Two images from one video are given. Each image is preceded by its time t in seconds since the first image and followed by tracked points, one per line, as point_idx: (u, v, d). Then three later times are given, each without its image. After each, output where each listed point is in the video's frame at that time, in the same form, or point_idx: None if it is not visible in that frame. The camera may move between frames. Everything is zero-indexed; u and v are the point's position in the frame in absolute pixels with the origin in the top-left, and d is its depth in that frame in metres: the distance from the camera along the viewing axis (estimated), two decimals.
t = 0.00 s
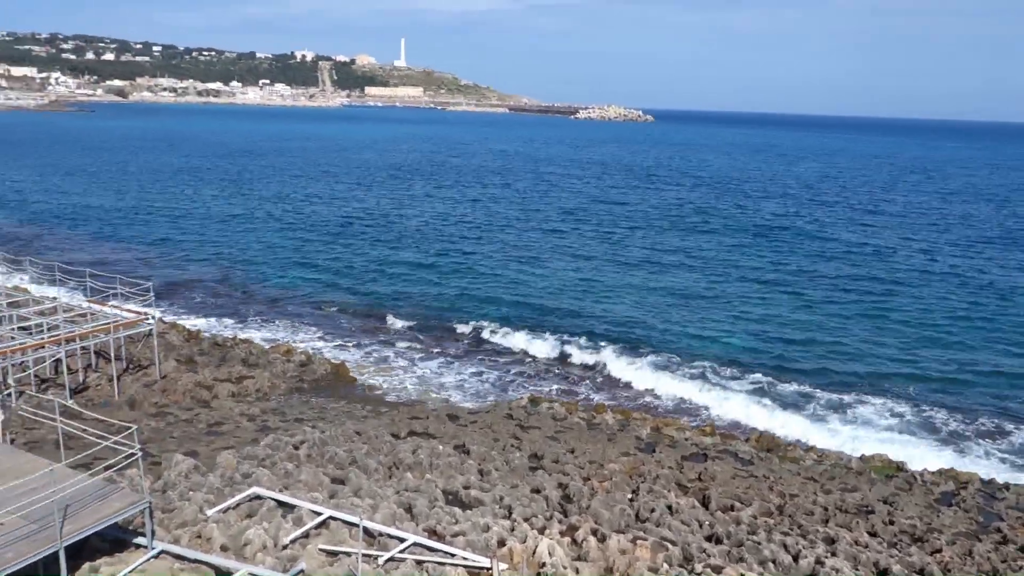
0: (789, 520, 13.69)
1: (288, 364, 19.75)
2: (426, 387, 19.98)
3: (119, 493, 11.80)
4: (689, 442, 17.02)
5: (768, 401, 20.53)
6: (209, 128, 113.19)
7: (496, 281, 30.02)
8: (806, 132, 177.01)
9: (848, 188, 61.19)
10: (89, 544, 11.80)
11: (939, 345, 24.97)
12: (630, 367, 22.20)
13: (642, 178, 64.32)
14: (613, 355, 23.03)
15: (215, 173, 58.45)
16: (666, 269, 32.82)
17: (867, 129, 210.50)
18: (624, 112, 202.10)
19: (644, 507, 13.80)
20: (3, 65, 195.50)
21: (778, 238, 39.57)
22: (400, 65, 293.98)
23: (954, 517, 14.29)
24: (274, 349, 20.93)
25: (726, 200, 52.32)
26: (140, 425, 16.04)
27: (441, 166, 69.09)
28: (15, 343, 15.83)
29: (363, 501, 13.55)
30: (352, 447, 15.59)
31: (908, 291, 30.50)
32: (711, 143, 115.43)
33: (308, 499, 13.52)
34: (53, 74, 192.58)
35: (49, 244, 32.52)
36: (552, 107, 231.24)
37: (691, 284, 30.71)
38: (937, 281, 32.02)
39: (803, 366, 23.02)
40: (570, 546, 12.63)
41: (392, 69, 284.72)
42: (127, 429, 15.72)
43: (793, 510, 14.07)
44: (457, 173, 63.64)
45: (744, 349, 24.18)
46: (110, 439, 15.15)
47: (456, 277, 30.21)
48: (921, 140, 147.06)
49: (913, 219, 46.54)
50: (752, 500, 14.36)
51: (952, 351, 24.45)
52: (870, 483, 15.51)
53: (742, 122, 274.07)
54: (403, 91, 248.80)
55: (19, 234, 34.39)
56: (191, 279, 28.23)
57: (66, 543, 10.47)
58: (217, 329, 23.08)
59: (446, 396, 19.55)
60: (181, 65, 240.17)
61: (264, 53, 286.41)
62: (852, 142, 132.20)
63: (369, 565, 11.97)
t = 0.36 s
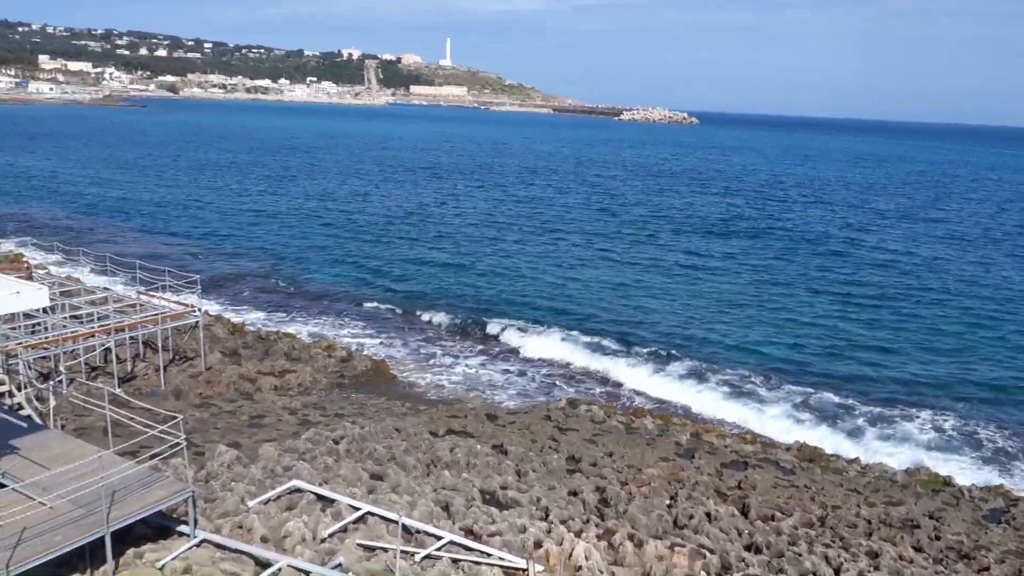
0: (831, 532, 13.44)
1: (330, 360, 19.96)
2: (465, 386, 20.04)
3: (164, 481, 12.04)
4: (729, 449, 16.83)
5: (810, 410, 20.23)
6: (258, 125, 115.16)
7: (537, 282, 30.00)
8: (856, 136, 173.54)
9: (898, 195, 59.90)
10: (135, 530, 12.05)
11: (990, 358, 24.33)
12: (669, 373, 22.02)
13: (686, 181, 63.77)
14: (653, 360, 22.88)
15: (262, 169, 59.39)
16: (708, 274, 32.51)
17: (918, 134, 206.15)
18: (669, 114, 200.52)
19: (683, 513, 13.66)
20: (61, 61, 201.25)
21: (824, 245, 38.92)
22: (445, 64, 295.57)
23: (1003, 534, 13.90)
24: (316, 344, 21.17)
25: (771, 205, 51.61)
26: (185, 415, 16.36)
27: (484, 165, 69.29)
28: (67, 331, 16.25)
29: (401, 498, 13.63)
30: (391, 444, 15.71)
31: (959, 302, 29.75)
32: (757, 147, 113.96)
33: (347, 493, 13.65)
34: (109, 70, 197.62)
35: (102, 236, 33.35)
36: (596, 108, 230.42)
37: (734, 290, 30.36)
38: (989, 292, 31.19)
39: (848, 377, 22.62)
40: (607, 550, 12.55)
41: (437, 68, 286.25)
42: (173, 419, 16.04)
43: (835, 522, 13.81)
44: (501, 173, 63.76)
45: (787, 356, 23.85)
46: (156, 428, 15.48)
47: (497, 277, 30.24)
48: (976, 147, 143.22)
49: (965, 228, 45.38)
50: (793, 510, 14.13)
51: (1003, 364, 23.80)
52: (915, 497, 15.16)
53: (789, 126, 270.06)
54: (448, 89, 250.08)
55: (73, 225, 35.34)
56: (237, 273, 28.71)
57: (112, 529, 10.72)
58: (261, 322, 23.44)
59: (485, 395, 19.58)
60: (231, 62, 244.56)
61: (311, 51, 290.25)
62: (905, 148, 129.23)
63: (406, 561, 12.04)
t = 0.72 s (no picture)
0: (890, 546, 13.09)
1: (381, 359, 20.18)
2: (515, 388, 20.08)
3: (221, 475, 12.29)
4: (783, 458, 16.57)
5: (866, 421, 19.79)
6: (314, 126, 117.34)
7: (587, 285, 29.93)
8: (915, 140, 169.06)
9: (961, 201, 58.19)
10: (192, 521, 12.30)
11: None
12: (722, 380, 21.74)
13: (739, 185, 62.96)
14: (703, 367, 22.64)
15: (318, 170, 60.43)
16: (762, 279, 32.02)
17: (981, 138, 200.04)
18: (722, 117, 198.16)
19: (735, 522, 13.45)
20: (127, 64, 207.85)
21: (882, 251, 38.02)
22: (497, 66, 296.95)
23: None
24: (369, 344, 21.42)
25: (827, 210, 50.64)
26: (241, 411, 16.72)
27: (535, 167, 69.40)
28: (130, 326, 16.74)
29: (451, 498, 13.69)
30: (442, 444, 15.81)
31: None
32: (814, 151, 111.93)
33: (398, 492, 13.76)
34: (171, 72, 203.33)
35: (164, 233, 34.34)
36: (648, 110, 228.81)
37: (788, 296, 29.86)
38: None
39: (906, 387, 22.05)
40: (657, 557, 12.41)
41: (488, 70, 287.68)
42: (229, 413, 16.39)
43: (893, 536, 13.45)
44: (552, 176, 63.77)
45: (842, 365, 23.37)
46: (213, 422, 15.83)
47: (547, 279, 30.25)
48: None
49: None
50: (849, 522, 13.80)
51: None
52: (978, 512, 14.68)
53: (846, 129, 264.40)
54: (499, 91, 250.97)
55: (137, 223, 36.44)
56: (292, 271, 29.24)
57: (172, 519, 10.99)
58: (315, 320, 23.84)
59: (534, 397, 19.60)
60: (288, 65, 249.45)
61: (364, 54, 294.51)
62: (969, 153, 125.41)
63: (455, 560, 12.07)
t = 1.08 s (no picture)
0: (946, 567, 12.68)
1: (428, 361, 20.29)
2: (560, 393, 20.05)
3: (270, 472, 12.48)
4: (835, 472, 16.23)
5: (921, 438, 19.27)
6: (365, 129, 119.06)
7: (634, 291, 29.76)
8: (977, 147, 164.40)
9: None
10: (242, 517, 12.51)
11: None
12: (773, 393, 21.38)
13: (791, 192, 62.00)
14: (751, 377, 22.31)
15: (367, 172, 61.21)
16: (813, 289, 31.47)
17: None
18: (775, 122, 195.24)
19: (784, 536, 13.17)
20: (186, 66, 213.42)
21: (940, 262, 37.03)
22: (547, 70, 297.21)
23: None
24: (415, 345, 21.58)
25: (882, 219, 49.54)
26: (290, 409, 16.99)
27: (583, 172, 69.29)
28: (185, 324, 17.14)
29: (496, 502, 13.68)
30: (488, 447, 15.84)
31: None
32: (870, 158, 109.66)
33: (443, 494, 13.80)
34: (227, 75, 208.15)
35: (218, 233, 35.17)
36: (699, 115, 226.65)
37: (839, 307, 29.29)
38: None
39: (964, 403, 21.41)
40: (703, 570, 12.23)
41: (538, 74, 288.32)
42: (279, 411, 16.66)
43: (950, 557, 13.04)
44: (600, 181, 63.55)
45: (896, 379, 22.81)
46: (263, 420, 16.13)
47: (594, 285, 30.17)
48: None
49: None
50: (904, 540, 13.42)
51: None
52: None
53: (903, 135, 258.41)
54: (548, 95, 251.07)
55: (193, 222, 37.37)
56: (341, 272, 29.65)
57: (222, 514, 11.18)
58: (363, 321, 24.12)
59: (579, 404, 19.53)
60: (342, 68, 253.37)
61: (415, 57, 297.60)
62: None
63: (499, 565, 12.04)
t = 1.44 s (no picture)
0: None
1: (464, 357, 20.37)
2: (596, 392, 20.00)
3: (309, 464, 12.60)
4: (876, 480, 15.97)
5: (966, 447, 18.86)
6: (404, 125, 119.79)
7: (671, 292, 29.54)
8: None
9: None
10: (281, 508, 12.66)
11: None
12: (812, 398, 21.12)
13: (833, 194, 61.03)
14: (790, 381, 22.04)
15: (406, 168, 61.54)
16: (855, 293, 30.97)
17: None
18: (817, 122, 192.31)
19: (824, 543, 12.98)
20: (229, 62, 216.79)
21: (988, 267, 36.17)
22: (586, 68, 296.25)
23: None
24: (452, 341, 21.64)
25: (928, 222, 48.54)
26: (328, 402, 17.19)
27: (622, 170, 69.00)
28: (227, 316, 17.41)
29: (531, 500, 13.66)
30: (524, 445, 15.85)
31: None
32: (916, 160, 107.43)
33: (479, 491, 13.81)
34: (270, 71, 210.91)
35: (260, 226, 35.73)
36: (739, 114, 224.11)
37: (882, 311, 28.79)
38: None
39: (1011, 413, 20.92)
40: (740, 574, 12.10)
41: (576, 71, 287.50)
42: (317, 404, 16.84)
43: (996, 569, 12.73)
44: (638, 179, 63.16)
45: (940, 386, 22.37)
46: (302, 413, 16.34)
47: (631, 284, 30.05)
48: None
49: None
50: (948, 551, 13.14)
51: None
52: None
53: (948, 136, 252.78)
54: (587, 92, 250.03)
55: (235, 216, 37.93)
56: (379, 267, 29.86)
57: (262, 506, 11.32)
58: (400, 316, 24.31)
59: (615, 404, 19.44)
60: (381, 64, 255.24)
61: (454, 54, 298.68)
62: None
63: (534, 563, 12.03)
